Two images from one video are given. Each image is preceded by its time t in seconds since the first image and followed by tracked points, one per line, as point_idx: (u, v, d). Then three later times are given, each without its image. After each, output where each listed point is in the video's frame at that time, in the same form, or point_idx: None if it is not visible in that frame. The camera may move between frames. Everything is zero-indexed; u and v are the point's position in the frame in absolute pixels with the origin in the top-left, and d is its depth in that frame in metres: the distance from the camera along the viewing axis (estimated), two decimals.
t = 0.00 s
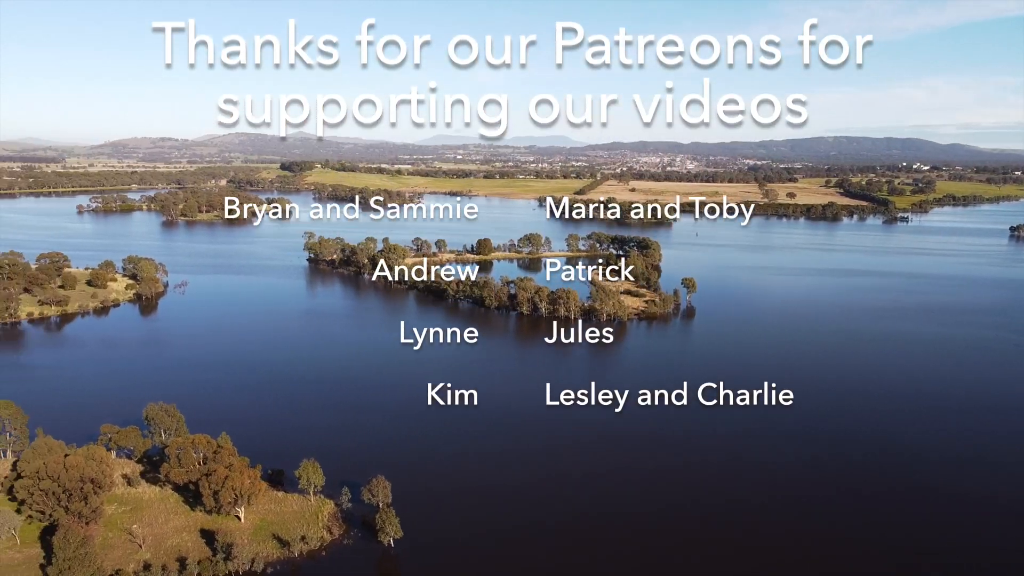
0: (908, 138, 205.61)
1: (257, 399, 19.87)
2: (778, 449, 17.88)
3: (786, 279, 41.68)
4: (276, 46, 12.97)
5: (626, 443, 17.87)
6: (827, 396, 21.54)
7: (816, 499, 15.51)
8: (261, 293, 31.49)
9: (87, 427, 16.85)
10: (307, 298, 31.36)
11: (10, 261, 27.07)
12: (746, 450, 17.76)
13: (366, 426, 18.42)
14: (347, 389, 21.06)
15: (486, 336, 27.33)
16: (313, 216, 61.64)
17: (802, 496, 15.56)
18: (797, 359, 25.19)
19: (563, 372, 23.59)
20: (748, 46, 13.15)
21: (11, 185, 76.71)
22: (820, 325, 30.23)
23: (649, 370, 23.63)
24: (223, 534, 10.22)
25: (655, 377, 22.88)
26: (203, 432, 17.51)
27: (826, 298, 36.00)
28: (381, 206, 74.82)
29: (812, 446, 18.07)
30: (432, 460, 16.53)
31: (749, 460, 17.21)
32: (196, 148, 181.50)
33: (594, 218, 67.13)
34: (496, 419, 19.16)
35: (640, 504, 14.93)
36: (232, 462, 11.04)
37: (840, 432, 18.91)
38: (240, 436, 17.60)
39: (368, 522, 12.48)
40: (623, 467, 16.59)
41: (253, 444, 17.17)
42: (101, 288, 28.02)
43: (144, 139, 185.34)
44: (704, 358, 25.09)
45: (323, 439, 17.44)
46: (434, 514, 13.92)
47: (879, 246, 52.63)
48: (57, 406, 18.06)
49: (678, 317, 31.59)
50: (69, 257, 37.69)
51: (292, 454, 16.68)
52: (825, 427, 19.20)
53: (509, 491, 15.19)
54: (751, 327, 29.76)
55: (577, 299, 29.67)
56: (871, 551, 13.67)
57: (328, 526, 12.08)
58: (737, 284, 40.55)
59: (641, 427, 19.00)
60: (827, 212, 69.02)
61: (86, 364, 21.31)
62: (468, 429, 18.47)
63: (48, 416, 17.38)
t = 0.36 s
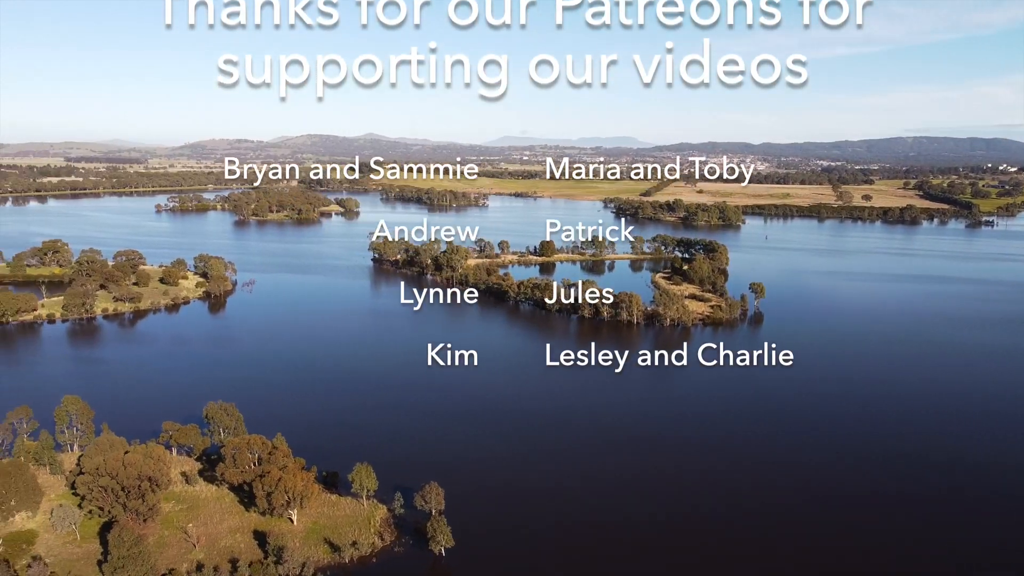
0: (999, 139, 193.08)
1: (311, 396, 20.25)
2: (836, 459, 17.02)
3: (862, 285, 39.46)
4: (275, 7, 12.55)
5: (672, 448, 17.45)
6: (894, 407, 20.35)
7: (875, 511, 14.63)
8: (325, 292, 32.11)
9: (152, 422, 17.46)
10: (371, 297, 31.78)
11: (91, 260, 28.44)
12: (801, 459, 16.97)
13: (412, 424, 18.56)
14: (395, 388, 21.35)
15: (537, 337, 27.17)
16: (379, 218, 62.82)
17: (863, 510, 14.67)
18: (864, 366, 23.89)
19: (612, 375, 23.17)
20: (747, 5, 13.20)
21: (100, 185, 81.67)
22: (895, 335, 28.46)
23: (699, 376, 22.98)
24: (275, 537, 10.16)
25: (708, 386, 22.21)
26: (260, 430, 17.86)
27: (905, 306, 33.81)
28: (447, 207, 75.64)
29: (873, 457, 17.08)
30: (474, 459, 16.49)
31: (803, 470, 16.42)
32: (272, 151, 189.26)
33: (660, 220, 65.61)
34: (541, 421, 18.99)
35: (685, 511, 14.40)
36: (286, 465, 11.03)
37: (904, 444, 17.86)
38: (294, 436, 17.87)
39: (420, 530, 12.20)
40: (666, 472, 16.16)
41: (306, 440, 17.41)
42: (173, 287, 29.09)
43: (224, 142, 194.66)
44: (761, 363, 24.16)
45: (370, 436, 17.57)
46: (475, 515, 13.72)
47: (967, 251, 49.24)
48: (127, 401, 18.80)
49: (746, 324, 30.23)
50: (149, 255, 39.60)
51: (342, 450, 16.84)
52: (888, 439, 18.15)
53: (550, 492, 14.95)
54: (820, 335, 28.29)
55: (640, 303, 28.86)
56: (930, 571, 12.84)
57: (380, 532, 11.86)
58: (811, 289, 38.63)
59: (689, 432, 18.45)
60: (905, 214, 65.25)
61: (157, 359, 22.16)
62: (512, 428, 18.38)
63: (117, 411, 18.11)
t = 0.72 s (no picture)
0: None
1: (364, 398, 20.63)
2: (867, 480, 16.91)
3: (948, 294, 36.91)
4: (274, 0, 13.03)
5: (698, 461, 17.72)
6: (942, 431, 19.77)
7: (900, 537, 14.53)
8: (387, 292, 32.45)
9: (216, 421, 17.93)
10: (433, 298, 31.93)
11: (164, 259, 29.52)
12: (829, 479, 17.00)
13: (451, 425, 19.29)
14: (437, 386, 22.10)
15: (585, 338, 27.14)
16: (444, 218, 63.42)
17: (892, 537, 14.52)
18: (915, 386, 23.22)
19: (647, 380, 23.48)
20: None
21: (179, 185, 85.70)
22: (976, 354, 26.67)
23: (736, 388, 23.04)
24: (324, 542, 10.01)
25: (743, 397, 22.27)
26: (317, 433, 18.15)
27: (993, 319, 31.50)
28: (511, 207, 75.78)
29: (906, 482, 16.91)
30: (503, 462, 17.21)
31: (829, 490, 16.45)
32: (341, 151, 194.66)
33: (728, 223, 63.54)
34: (571, 426, 19.59)
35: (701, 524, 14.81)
36: (338, 469, 10.93)
37: (943, 471, 17.51)
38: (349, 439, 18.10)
39: (472, 540, 11.78)
40: (688, 484, 16.55)
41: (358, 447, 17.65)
42: (241, 285, 29.87)
43: (296, 144, 201.62)
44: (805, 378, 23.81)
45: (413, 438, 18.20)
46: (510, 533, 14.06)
47: None
48: (192, 399, 19.39)
49: (819, 333, 28.64)
50: (222, 254, 41.07)
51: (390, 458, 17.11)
52: (923, 462, 17.90)
53: (572, 500, 15.57)
54: (893, 351, 26.81)
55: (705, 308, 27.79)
56: None
57: (431, 541, 11.50)
58: (891, 297, 36.39)
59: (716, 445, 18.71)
60: (994, 219, 60.95)
61: (222, 356, 22.79)
62: (543, 432, 19.05)
63: (182, 407, 18.69)
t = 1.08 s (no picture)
0: None
1: (412, 405, 20.81)
2: (942, 520, 15.70)
3: None
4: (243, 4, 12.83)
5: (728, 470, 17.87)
6: (1001, 451, 18.95)
7: (938, 559, 14.29)
8: (445, 294, 32.52)
9: (272, 424, 18.23)
10: (492, 300, 31.77)
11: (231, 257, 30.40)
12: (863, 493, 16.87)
13: (488, 427, 19.85)
14: (475, 384, 22.68)
15: (645, 343, 26.38)
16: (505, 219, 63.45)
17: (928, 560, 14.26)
18: (974, 397, 22.26)
19: (684, 377, 23.44)
20: None
21: (251, 186, 88.89)
22: None
23: (775, 386, 22.79)
24: (370, 548, 9.86)
25: (781, 397, 22.08)
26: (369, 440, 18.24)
27: None
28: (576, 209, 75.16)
29: (946, 500, 16.58)
30: (534, 466, 17.76)
31: (862, 505, 16.34)
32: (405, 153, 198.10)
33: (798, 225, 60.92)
34: (603, 429, 19.99)
35: (726, 532, 15.06)
36: (387, 474, 10.77)
37: (989, 490, 17.05)
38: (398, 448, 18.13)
39: (521, 552, 11.35)
40: (715, 493, 16.78)
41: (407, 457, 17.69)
42: (303, 284, 30.48)
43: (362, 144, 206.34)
44: (857, 384, 23.06)
45: (450, 438, 18.92)
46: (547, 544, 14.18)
47: None
48: (251, 400, 19.88)
49: (895, 343, 26.88)
50: (288, 254, 42.13)
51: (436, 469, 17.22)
52: (963, 479, 17.58)
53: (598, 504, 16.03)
54: (975, 365, 25.05)
55: (771, 315, 26.51)
56: None
57: (479, 551, 11.13)
58: (978, 308, 33.92)
59: (746, 452, 18.83)
60: None
61: (281, 355, 23.29)
62: (575, 435, 19.51)
63: (240, 409, 19.16)
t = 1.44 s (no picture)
0: None
1: (425, 407, 20.77)
2: (973, 543, 15.09)
3: None
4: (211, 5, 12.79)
5: (734, 471, 17.90)
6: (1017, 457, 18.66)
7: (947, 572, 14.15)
8: (466, 295, 32.33)
9: (287, 429, 18.19)
10: (514, 302, 31.48)
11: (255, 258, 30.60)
12: (873, 498, 16.84)
13: (499, 425, 20.01)
14: (487, 381, 22.88)
15: (668, 348, 25.85)
16: (529, 220, 63.16)
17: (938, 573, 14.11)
18: (997, 403, 21.74)
19: (698, 377, 23.30)
20: None
21: (277, 186, 89.94)
22: None
23: (790, 387, 22.48)
24: (380, 559, 9.63)
25: (795, 398, 21.80)
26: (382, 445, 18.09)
27: None
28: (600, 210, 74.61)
29: (958, 509, 16.44)
30: (544, 465, 17.91)
31: (874, 513, 16.20)
32: (432, 155, 199.19)
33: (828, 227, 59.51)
34: (612, 428, 20.04)
35: (734, 538, 15.10)
36: (398, 483, 10.55)
37: (1001, 499, 16.86)
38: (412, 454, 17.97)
39: (536, 564, 10.98)
40: (725, 497, 16.75)
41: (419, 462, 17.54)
42: (325, 284, 30.51)
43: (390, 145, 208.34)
44: (877, 387, 22.60)
45: (459, 437, 19.09)
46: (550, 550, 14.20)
47: None
48: (270, 403, 19.90)
49: (929, 350, 25.88)
50: (311, 254, 42.34)
51: (447, 473, 17.06)
52: (978, 487, 17.37)
53: (605, 508, 16.14)
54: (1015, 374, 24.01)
55: (799, 319, 25.71)
56: None
57: (493, 562, 10.78)
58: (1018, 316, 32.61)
59: (756, 453, 18.75)
60: None
61: (300, 355, 23.34)
62: (583, 434, 19.67)
63: (256, 412, 19.18)
